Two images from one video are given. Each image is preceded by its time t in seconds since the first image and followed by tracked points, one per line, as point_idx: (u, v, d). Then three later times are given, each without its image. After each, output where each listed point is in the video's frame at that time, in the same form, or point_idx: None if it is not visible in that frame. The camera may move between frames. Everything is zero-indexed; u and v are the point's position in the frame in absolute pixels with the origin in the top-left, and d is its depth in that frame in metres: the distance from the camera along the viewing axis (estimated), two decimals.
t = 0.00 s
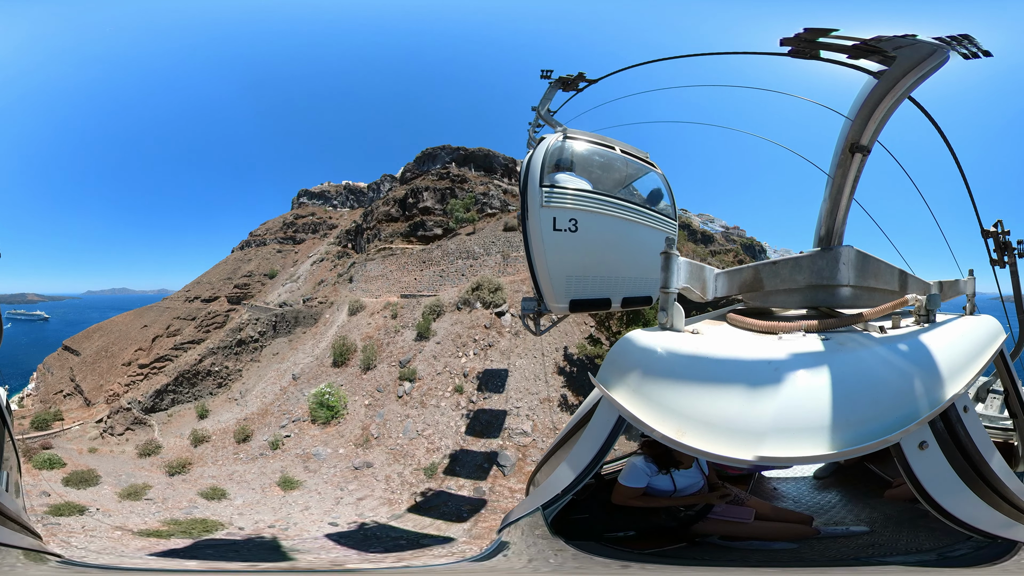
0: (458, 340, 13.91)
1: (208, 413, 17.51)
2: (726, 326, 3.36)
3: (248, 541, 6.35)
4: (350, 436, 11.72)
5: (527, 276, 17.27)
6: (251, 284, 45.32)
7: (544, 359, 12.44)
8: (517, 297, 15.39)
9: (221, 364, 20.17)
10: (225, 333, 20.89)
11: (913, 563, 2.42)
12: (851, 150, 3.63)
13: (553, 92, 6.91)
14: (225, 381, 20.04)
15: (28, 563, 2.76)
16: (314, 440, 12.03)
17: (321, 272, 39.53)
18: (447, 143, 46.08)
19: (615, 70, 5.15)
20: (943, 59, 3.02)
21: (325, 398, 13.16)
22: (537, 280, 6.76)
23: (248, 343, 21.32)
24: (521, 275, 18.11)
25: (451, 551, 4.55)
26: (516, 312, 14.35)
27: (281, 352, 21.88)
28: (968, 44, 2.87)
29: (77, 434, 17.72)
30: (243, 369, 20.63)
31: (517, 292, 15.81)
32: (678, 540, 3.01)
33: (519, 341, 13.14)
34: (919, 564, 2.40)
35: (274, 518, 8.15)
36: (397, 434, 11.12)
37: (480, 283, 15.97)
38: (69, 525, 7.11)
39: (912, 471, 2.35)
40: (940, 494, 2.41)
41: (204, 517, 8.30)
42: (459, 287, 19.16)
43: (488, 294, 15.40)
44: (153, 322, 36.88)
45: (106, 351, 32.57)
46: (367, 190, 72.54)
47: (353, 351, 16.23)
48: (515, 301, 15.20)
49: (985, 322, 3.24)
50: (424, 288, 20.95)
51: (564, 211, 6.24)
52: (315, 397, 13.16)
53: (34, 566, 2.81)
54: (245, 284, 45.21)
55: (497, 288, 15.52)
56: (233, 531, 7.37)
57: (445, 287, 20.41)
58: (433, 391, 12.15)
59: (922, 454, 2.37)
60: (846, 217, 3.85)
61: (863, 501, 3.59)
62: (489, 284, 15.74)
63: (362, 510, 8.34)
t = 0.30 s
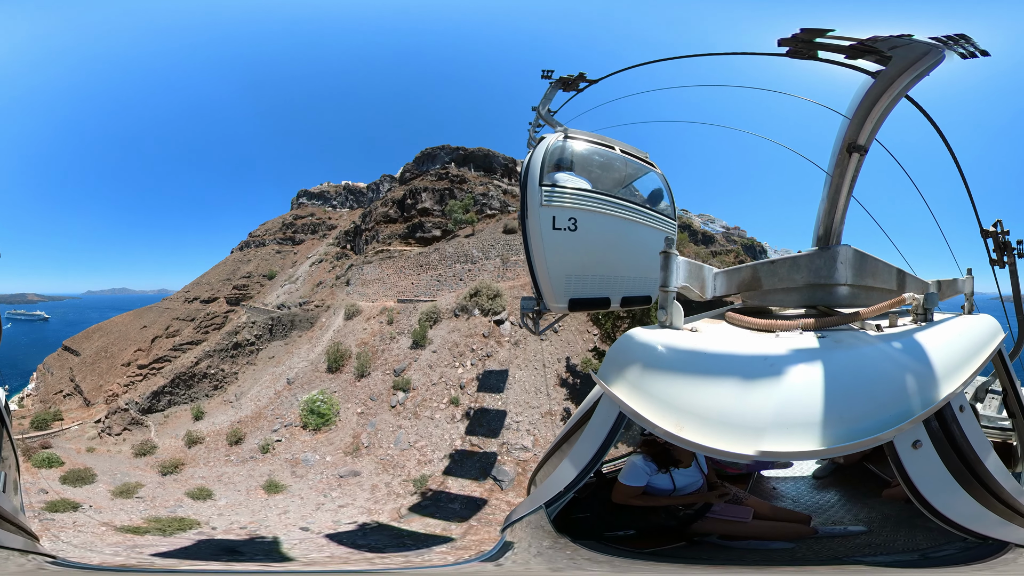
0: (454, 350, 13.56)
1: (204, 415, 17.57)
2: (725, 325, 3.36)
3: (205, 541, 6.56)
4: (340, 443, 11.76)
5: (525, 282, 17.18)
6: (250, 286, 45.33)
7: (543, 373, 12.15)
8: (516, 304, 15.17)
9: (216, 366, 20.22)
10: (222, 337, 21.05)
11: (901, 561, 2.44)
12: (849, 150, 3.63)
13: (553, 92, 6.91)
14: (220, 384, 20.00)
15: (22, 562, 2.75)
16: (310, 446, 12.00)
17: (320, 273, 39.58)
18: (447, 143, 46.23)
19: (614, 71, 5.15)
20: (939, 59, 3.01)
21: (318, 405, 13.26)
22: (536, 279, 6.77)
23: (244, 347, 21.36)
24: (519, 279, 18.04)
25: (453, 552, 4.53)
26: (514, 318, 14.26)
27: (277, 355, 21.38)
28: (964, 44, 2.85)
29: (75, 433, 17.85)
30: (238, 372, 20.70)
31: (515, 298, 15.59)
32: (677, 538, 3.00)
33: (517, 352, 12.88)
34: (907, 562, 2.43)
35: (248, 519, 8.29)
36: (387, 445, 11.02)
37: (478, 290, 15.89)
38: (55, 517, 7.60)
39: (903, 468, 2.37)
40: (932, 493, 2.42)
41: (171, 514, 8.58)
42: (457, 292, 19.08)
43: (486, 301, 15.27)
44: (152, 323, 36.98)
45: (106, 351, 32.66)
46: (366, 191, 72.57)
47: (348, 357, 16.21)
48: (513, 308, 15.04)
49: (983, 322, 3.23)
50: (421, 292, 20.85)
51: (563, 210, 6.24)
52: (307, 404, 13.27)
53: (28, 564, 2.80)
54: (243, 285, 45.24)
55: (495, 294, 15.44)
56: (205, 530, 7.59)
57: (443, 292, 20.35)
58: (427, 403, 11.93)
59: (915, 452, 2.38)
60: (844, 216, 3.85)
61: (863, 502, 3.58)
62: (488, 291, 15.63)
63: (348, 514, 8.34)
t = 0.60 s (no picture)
0: (450, 359, 13.49)
1: (199, 417, 17.59)
2: (726, 325, 3.36)
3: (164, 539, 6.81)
4: (329, 450, 11.81)
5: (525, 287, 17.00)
6: (248, 286, 45.31)
7: (543, 385, 11.95)
8: (517, 310, 14.94)
9: (212, 369, 20.23)
10: (218, 339, 21.10)
11: (901, 561, 2.45)
12: (849, 150, 3.63)
13: (553, 92, 6.92)
14: (217, 386, 19.97)
15: (22, 560, 2.79)
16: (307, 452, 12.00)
17: (319, 274, 39.61)
18: (445, 143, 46.27)
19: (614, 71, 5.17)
20: (938, 59, 3.00)
21: (309, 411, 13.38)
22: (537, 279, 6.78)
23: (240, 350, 21.37)
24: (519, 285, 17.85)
25: (453, 552, 4.54)
26: (515, 326, 14.08)
27: (272, 358, 21.81)
28: (963, 45, 2.84)
29: (73, 433, 17.92)
30: (234, 375, 20.71)
31: (515, 305, 15.42)
32: (680, 539, 2.98)
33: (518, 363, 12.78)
34: (910, 562, 2.43)
35: (225, 519, 8.70)
36: (378, 455, 11.00)
37: (477, 295, 15.64)
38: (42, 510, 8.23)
39: (904, 467, 2.37)
40: (934, 492, 2.43)
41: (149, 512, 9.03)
42: (455, 297, 18.99)
43: (485, 307, 15.09)
44: (151, 324, 37.10)
45: (105, 351, 32.75)
46: (366, 191, 72.51)
47: (342, 363, 16.22)
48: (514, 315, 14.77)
49: (982, 322, 3.24)
50: (418, 297, 20.75)
51: (563, 209, 6.24)
52: (298, 410, 13.40)
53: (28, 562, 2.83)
54: (242, 286, 45.25)
55: (494, 301, 15.22)
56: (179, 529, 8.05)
57: (440, 297, 20.20)
58: (420, 413, 11.86)
59: (916, 450, 2.38)
60: (845, 217, 3.85)
61: (864, 501, 3.58)
62: (486, 297, 15.37)
63: (326, 520, 8.31)
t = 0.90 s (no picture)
0: (447, 368, 13.38)
1: (194, 418, 17.59)
2: (729, 325, 3.37)
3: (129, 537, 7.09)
4: (317, 457, 11.82)
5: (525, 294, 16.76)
6: (247, 288, 45.30)
7: (544, 401, 11.72)
8: (516, 319, 14.92)
9: (208, 371, 20.24)
10: (214, 342, 21.12)
11: (903, 559, 2.46)
12: (850, 151, 3.63)
13: (554, 92, 6.93)
14: (212, 389, 20.06)
15: (23, 560, 2.79)
16: (302, 457, 11.97)
17: (318, 276, 39.62)
18: (444, 143, 46.36)
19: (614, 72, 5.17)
20: (937, 60, 3.01)
21: (299, 416, 13.34)
22: (539, 279, 6.79)
23: (236, 353, 21.36)
24: (519, 291, 17.58)
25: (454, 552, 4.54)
26: (518, 339, 13.90)
27: (269, 362, 21.42)
28: (961, 45, 2.85)
29: (72, 433, 17.96)
30: (230, 378, 20.71)
31: (514, 313, 15.30)
32: (684, 539, 2.99)
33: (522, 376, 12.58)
34: (915, 559, 2.44)
35: (203, 519, 8.88)
36: (367, 464, 10.91)
37: (474, 302, 15.59)
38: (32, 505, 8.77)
39: (906, 464, 2.38)
40: (935, 489, 2.44)
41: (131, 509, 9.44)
42: (452, 303, 18.87)
43: (482, 315, 14.94)
44: (150, 325, 37.20)
45: (104, 351, 32.77)
46: (365, 192, 72.44)
47: (336, 369, 16.23)
48: (513, 324, 14.72)
49: (981, 321, 3.25)
50: (415, 302, 20.63)
51: (566, 209, 6.25)
52: (289, 416, 13.38)
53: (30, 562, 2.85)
54: (241, 287, 45.22)
55: (494, 310, 15.06)
56: (157, 526, 8.37)
57: (438, 304, 19.28)
58: (413, 424, 11.76)
59: (918, 447, 2.39)
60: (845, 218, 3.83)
61: (866, 500, 3.59)
62: (484, 305, 15.25)
63: (300, 526, 8.19)
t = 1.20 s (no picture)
0: (442, 381, 13.16)
1: (190, 419, 17.61)
2: (728, 324, 3.38)
3: (100, 535, 7.67)
4: (305, 463, 11.81)
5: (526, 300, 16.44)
6: (246, 288, 45.35)
7: (546, 413, 11.51)
8: (516, 327, 14.58)
9: (205, 374, 20.27)
10: (211, 345, 21.13)
11: (899, 557, 2.48)
12: (848, 152, 3.62)
13: (555, 92, 6.93)
14: (209, 390, 20.02)
15: (23, 559, 2.81)
16: (299, 460, 11.96)
17: (316, 277, 39.69)
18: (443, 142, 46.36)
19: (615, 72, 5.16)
20: (933, 61, 3.01)
21: (289, 423, 13.42)
22: (541, 278, 6.80)
23: (232, 355, 21.39)
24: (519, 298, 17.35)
25: (454, 552, 4.53)
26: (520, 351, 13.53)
27: (264, 365, 21.56)
28: (957, 45, 2.86)
29: (70, 432, 18.01)
30: (226, 380, 20.74)
31: (514, 321, 14.93)
32: (686, 539, 3.00)
33: (521, 390, 12.25)
34: (919, 558, 2.44)
35: (184, 517, 9.29)
36: (353, 473, 10.86)
37: (471, 310, 15.38)
38: (29, 502, 9.55)
39: (902, 460, 2.39)
40: (931, 488, 2.46)
41: (118, 506, 10.09)
42: (449, 309, 18.75)
43: (481, 324, 14.77)
44: (149, 325, 37.33)
45: (103, 351, 32.80)
46: (364, 192, 72.44)
47: (330, 375, 16.25)
48: (512, 333, 14.38)
49: (979, 319, 3.26)
50: (411, 306, 20.57)
51: (568, 209, 6.26)
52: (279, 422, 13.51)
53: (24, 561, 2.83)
54: (240, 287, 45.26)
55: (492, 319, 14.84)
56: (140, 522, 8.89)
57: (434, 309, 19.46)
58: (406, 435, 11.63)
59: (914, 444, 2.41)
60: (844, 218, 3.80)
61: (864, 498, 3.61)
62: (483, 313, 15.07)
63: (267, 530, 8.10)
